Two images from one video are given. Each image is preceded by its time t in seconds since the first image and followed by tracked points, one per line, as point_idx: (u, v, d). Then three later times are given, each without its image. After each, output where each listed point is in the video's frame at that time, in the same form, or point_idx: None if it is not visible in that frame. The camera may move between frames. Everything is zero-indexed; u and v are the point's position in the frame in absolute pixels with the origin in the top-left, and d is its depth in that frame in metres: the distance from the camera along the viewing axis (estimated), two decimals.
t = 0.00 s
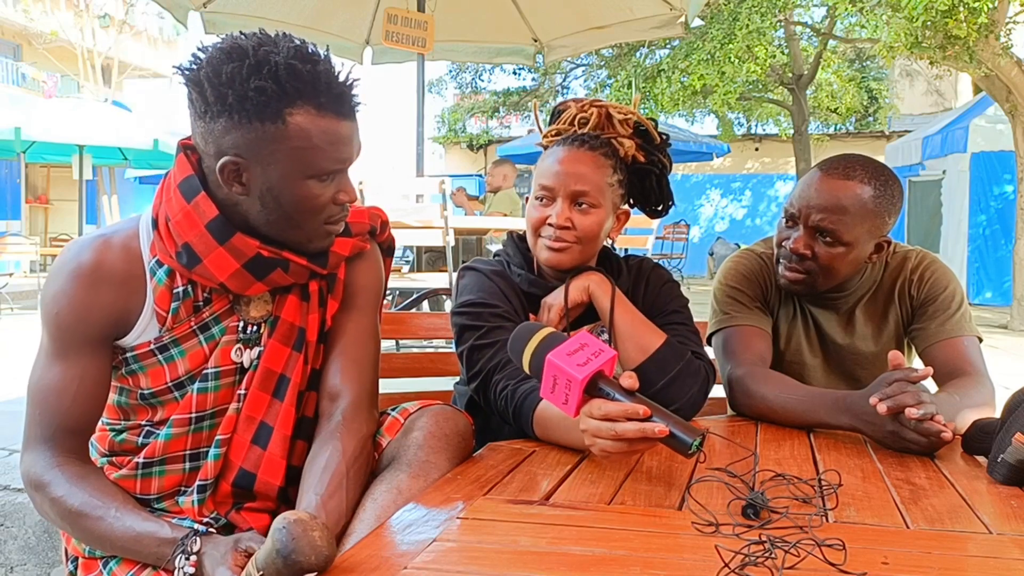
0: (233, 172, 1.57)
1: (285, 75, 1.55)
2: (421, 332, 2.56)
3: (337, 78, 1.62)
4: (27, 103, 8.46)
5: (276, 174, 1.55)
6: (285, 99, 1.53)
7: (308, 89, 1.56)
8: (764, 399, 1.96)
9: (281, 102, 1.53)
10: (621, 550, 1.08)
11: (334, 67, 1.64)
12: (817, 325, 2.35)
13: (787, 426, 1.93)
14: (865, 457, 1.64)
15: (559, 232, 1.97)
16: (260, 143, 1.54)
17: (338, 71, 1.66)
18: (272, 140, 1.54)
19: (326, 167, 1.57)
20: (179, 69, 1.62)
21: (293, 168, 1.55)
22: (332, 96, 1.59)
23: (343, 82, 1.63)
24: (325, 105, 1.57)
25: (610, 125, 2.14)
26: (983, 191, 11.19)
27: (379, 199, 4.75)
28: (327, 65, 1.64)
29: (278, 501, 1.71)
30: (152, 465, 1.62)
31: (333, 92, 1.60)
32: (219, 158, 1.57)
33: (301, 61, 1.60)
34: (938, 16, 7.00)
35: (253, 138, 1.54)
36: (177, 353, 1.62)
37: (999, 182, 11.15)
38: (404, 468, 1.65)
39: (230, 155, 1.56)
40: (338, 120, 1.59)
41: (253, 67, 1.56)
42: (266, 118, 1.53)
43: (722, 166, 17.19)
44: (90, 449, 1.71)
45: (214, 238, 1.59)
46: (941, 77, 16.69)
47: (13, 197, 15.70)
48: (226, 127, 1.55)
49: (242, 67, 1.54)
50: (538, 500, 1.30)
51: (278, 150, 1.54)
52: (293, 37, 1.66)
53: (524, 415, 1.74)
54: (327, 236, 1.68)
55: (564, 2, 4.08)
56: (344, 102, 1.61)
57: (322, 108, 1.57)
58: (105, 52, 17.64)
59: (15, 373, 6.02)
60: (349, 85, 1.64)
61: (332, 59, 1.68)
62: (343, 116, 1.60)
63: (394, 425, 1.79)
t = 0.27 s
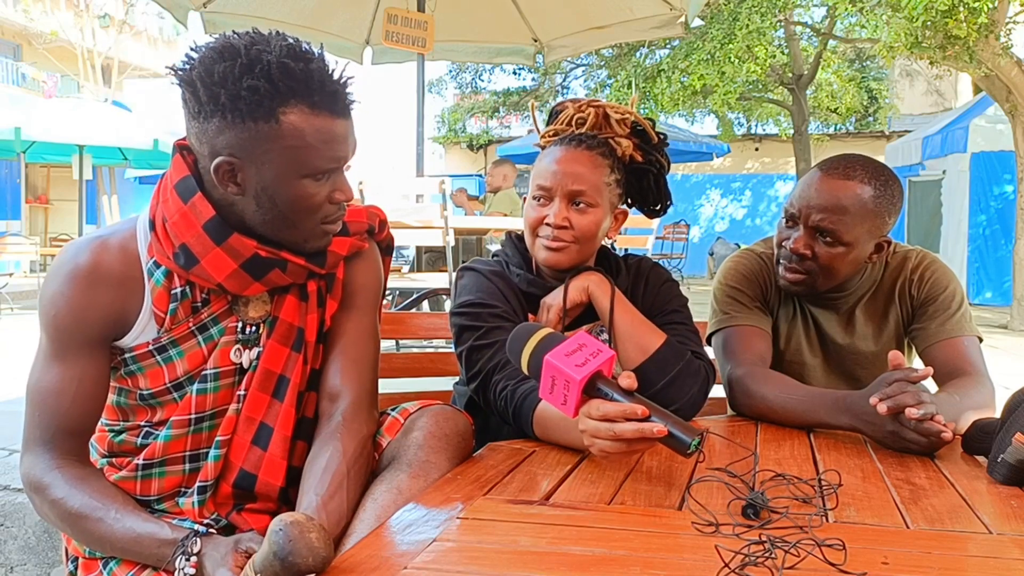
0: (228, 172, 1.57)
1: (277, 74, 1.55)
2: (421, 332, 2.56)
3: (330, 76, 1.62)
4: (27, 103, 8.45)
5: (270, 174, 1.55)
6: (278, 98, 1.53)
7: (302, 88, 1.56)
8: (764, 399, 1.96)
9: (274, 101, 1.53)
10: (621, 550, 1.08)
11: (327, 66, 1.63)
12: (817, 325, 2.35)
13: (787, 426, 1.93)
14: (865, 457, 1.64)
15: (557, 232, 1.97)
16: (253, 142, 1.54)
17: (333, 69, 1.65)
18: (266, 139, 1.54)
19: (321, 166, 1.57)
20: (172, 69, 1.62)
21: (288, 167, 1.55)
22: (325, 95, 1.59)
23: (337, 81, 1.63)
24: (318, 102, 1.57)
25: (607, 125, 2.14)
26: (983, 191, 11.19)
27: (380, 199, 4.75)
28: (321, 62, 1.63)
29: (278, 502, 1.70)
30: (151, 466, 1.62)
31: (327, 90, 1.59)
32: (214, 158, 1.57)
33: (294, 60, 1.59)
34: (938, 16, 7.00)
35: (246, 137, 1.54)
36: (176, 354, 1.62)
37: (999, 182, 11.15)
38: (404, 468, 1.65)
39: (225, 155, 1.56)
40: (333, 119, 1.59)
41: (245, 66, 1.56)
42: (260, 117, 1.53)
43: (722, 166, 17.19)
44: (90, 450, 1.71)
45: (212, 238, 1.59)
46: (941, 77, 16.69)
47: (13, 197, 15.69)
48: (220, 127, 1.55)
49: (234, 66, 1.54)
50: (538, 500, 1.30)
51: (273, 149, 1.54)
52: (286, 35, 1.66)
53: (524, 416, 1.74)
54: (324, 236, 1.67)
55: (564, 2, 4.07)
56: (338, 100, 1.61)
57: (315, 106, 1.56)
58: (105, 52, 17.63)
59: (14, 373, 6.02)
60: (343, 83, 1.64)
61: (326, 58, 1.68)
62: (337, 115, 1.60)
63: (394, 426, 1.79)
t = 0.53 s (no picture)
0: (225, 171, 1.57)
1: (275, 73, 1.55)
2: (421, 332, 2.56)
3: (328, 74, 1.62)
4: (26, 103, 8.46)
5: (268, 173, 1.55)
6: (276, 96, 1.53)
7: (299, 87, 1.56)
8: (764, 399, 1.96)
9: (271, 100, 1.53)
10: (621, 550, 1.08)
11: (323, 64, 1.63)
12: (816, 325, 2.35)
13: (787, 426, 1.93)
14: (866, 457, 1.64)
15: (556, 232, 1.97)
16: (251, 141, 1.54)
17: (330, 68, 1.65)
18: (264, 138, 1.54)
19: (319, 165, 1.57)
20: (169, 68, 1.62)
21: (285, 166, 1.55)
22: (323, 94, 1.59)
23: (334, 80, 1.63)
24: (315, 102, 1.57)
25: (606, 125, 2.14)
26: (983, 191, 11.20)
27: (379, 199, 4.75)
28: (318, 62, 1.63)
29: (278, 503, 1.70)
30: (151, 468, 1.62)
31: (324, 89, 1.59)
32: (210, 157, 1.57)
33: (292, 58, 1.59)
34: (938, 16, 7.00)
35: (244, 136, 1.54)
36: (175, 355, 1.62)
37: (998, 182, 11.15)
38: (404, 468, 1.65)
39: (222, 154, 1.56)
40: (331, 118, 1.59)
41: (242, 66, 1.56)
42: (257, 117, 1.53)
43: (722, 166, 17.19)
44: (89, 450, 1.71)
45: (210, 239, 1.59)
46: (941, 77, 16.69)
47: (13, 197, 15.69)
48: (217, 126, 1.55)
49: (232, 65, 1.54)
50: (538, 499, 1.30)
51: (271, 148, 1.54)
52: (284, 35, 1.66)
53: (524, 415, 1.74)
54: (322, 236, 1.67)
55: (564, 2, 4.07)
56: (336, 99, 1.61)
57: (313, 106, 1.56)
58: (105, 52, 17.62)
59: (14, 373, 6.02)
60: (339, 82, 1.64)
61: (324, 57, 1.68)
62: (336, 114, 1.60)
63: (394, 426, 1.79)
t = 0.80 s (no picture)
0: (210, 165, 1.56)
1: (238, 59, 1.55)
2: (421, 332, 2.56)
3: (292, 52, 1.61)
4: (26, 103, 8.45)
5: (248, 158, 1.55)
6: (242, 81, 1.53)
7: (265, 68, 1.56)
8: (764, 399, 1.96)
9: (238, 85, 1.53)
10: (621, 550, 1.08)
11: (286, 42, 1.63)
12: (816, 325, 2.34)
13: (787, 426, 1.93)
14: (865, 457, 1.64)
15: (555, 231, 1.96)
16: (227, 130, 1.54)
17: (294, 46, 1.65)
18: (239, 124, 1.54)
19: (299, 145, 1.57)
20: (139, 73, 1.62)
21: (266, 151, 1.55)
22: (290, 71, 1.59)
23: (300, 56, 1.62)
24: (283, 80, 1.57)
25: (604, 124, 2.14)
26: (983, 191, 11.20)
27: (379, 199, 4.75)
28: (282, 41, 1.63)
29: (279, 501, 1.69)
30: (150, 465, 1.62)
31: (290, 66, 1.59)
32: (190, 154, 1.58)
33: (254, 41, 1.59)
34: (938, 16, 7.00)
35: (219, 126, 1.54)
36: (173, 355, 1.61)
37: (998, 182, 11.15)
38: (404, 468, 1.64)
39: (202, 148, 1.56)
40: (303, 97, 1.58)
41: (204, 56, 1.56)
42: (228, 105, 1.53)
43: (722, 166, 17.19)
44: (91, 448, 1.72)
45: (203, 237, 1.58)
46: (941, 77, 16.69)
47: (13, 197, 15.68)
48: (192, 121, 1.55)
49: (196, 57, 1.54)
50: (538, 500, 1.30)
51: (247, 131, 1.54)
52: (245, 22, 1.66)
53: (524, 413, 1.75)
54: (315, 223, 1.66)
55: (564, 2, 4.07)
56: (305, 75, 1.61)
57: (282, 83, 1.56)
58: (105, 52, 17.62)
59: (14, 373, 6.02)
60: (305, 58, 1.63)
61: (288, 37, 1.67)
62: (307, 91, 1.60)
63: (394, 426, 1.80)
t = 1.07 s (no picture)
0: (191, 169, 1.51)
1: (217, 62, 1.49)
2: (421, 332, 2.57)
3: (274, 54, 1.56)
4: (27, 103, 8.46)
5: (230, 165, 1.50)
6: (222, 86, 1.48)
7: (245, 72, 1.50)
8: (764, 399, 1.96)
9: (219, 90, 1.47)
10: (621, 550, 1.08)
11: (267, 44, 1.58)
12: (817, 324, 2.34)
13: (787, 426, 1.93)
14: (866, 457, 1.64)
15: (562, 232, 1.96)
16: (207, 136, 1.49)
17: (275, 48, 1.59)
18: (219, 130, 1.49)
19: (281, 149, 1.52)
20: (120, 76, 1.58)
21: (248, 154, 1.50)
22: (270, 75, 1.53)
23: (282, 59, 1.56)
24: (263, 84, 1.51)
25: (600, 124, 2.14)
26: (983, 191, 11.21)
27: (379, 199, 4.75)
28: (263, 43, 1.57)
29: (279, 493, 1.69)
30: (145, 467, 1.60)
31: (272, 70, 1.53)
32: (172, 158, 1.53)
33: (234, 45, 1.53)
34: (938, 16, 7.00)
35: (200, 131, 1.49)
36: (160, 353, 1.58)
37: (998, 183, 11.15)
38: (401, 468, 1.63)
39: (184, 152, 1.51)
40: (285, 101, 1.52)
41: (184, 60, 1.50)
42: (209, 110, 1.48)
43: (722, 166, 17.19)
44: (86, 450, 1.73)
45: (186, 236, 1.54)
46: (941, 77, 16.69)
47: (13, 197, 15.69)
48: (173, 126, 1.50)
49: (175, 61, 1.49)
50: (538, 500, 1.30)
51: (229, 137, 1.49)
52: (225, 23, 1.60)
53: (523, 414, 1.75)
54: (299, 223, 1.61)
55: (565, 2, 4.08)
56: (286, 78, 1.55)
57: (262, 89, 1.50)
58: (105, 52, 17.63)
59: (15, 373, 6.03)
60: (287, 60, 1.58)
61: (269, 39, 1.61)
62: (286, 96, 1.53)
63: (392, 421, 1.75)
